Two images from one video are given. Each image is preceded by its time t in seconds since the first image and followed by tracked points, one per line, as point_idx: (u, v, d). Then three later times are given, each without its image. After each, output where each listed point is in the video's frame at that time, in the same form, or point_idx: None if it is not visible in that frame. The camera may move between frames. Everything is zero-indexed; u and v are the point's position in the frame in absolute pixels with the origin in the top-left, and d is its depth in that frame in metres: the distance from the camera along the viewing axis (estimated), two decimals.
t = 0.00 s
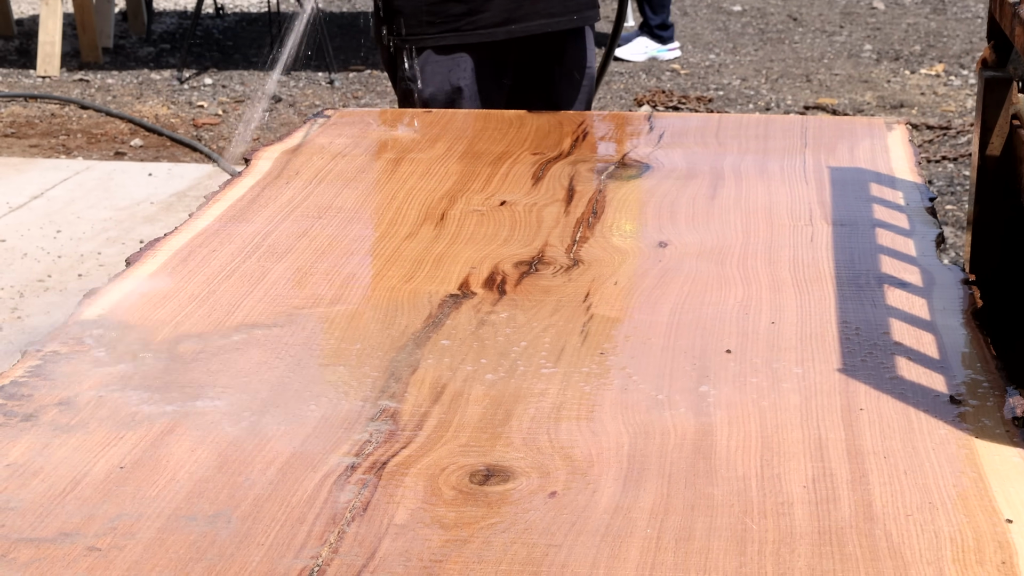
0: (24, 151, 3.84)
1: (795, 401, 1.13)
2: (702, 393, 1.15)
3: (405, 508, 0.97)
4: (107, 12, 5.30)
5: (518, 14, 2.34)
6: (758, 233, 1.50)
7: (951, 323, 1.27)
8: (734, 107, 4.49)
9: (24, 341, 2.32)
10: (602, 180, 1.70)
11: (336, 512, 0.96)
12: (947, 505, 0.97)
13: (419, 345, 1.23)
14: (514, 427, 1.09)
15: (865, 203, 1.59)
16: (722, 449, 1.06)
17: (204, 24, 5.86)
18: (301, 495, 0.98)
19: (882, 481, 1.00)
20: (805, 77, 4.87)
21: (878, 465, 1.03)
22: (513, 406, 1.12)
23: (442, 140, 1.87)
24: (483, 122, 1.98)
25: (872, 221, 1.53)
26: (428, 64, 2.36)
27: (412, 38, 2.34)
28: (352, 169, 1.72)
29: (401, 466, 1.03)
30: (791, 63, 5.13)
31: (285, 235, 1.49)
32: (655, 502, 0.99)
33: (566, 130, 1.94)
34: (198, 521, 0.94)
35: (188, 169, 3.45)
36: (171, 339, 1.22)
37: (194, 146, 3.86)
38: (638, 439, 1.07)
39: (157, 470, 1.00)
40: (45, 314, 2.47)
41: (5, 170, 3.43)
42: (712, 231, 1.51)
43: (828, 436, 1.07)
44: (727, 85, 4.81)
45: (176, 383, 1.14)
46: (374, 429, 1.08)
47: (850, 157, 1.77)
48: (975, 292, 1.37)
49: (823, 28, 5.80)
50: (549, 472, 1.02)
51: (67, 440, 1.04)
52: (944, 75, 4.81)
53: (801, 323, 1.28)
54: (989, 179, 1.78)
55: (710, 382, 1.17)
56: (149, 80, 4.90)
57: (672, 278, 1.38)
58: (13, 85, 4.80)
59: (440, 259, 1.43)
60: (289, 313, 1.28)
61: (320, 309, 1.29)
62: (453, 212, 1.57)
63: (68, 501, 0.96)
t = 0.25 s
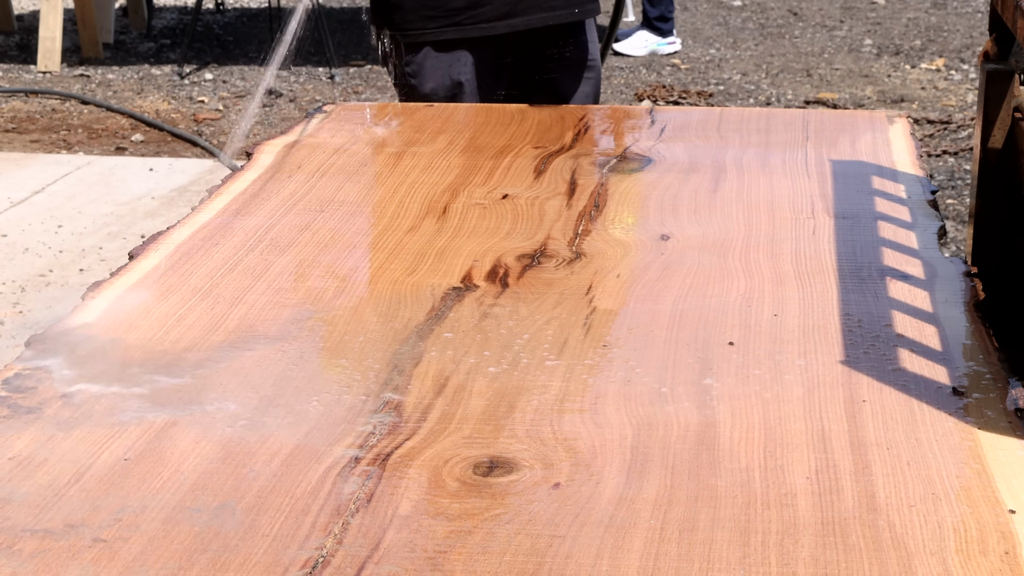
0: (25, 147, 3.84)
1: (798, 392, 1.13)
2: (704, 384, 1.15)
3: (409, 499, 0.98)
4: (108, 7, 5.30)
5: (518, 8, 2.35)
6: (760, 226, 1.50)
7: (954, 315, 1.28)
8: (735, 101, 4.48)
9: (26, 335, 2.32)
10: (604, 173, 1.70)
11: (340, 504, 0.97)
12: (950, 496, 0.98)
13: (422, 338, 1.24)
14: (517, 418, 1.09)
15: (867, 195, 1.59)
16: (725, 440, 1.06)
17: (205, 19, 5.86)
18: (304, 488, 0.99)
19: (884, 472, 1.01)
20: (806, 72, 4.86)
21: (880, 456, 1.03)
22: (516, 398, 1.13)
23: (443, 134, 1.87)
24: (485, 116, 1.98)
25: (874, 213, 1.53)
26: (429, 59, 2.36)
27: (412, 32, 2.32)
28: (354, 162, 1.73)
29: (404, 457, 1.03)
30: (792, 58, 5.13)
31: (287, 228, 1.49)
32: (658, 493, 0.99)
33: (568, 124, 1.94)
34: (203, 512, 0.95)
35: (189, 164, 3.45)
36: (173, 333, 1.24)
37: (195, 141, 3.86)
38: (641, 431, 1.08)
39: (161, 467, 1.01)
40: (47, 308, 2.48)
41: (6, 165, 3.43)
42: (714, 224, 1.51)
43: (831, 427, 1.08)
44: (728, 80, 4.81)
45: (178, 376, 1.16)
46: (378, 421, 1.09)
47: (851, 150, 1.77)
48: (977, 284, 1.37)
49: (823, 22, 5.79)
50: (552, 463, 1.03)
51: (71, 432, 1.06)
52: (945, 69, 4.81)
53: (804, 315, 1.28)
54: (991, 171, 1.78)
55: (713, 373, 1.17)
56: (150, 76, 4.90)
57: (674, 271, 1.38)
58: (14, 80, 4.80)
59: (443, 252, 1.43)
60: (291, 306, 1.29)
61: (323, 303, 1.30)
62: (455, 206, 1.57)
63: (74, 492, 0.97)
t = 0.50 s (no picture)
0: (25, 142, 3.84)
1: (797, 385, 1.13)
2: (704, 377, 1.15)
3: (410, 491, 0.98)
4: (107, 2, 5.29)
5: (514, 3, 2.32)
6: (759, 220, 1.50)
7: (953, 308, 1.28)
8: (734, 97, 4.48)
9: (25, 330, 2.32)
10: (604, 168, 1.70)
11: (341, 495, 0.97)
12: (949, 488, 0.98)
13: (422, 331, 1.24)
14: (517, 410, 1.10)
15: (866, 189, 1.59)
16: (725, 432, 1.06)
17: (204, 15, 5.86)
18: (305, 480, 0.99)
19: (883, 464, 1.01)
20: (805, 68, 4.86)
21: (880, 448, 1.03)
22: (516, 391, 1.13)
23: (443, 128, 1.87)
24: (485, 110, 1.99)
25: (874, 207, 1.53)
26: (424, 55, 2.37)
27: (407, 28, 2.34)
28: (353, 157, 1.73)
29: (404, 449, 1.04)
30: (791, 53, 5.13)
31: (287, 222, 1.49)
32: (658, 484, 0.99)
33: (567, 118, 1.94)
34: (204, 504, 0.96)
35: (189, 160, 3.45)
36: (174, 327, 1.24)
37: (195, 136, 3.86)
38: (641, 423, 1.08)
39: (163, 458, 1.02)
40: (46, 304, 2.48)
41: (6, 161, 3.43)
42: (714, 218, 1.52)
43: (830, 420, 1.08)
44: (727, 76, 4.81)
45: (180, 369, 1.16)
46: (378, 414, 1.09)
47: (851, 144, 1.77)
48: (976, 277, 1.37)
49: (822, 18, 5.79)
50: (553, 455, 1.03)
51: (72, 424, 1.06)
52: (944, 65, 4.81)
53: (803, 309, 1.28)
54: (990, 165, 1.79)
55: (713, 366, 1.17)
56: (149, 71, 4.90)
57: (674, 265, 1.39)
58: (13, 76, 4.80)
59: (442, 246, 1.43)
60: (291, 300, 1.29)
61: (322, 296, 1.30)
62: (454, 200, 1.57)
63: (75, 485, 0.98)
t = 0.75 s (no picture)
0: (25, 138, 3.84)
1: (798, 373, 1.14)
2: (705, 366, 1.16)
3: (412, 478, 0.99)
4: None
5: None
6: (760, 211, 1.51)
7: (953, 298, 1.28)
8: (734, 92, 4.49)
9: (26, 324, 2.32)
10: (604, 160, 1.71)
11: (344, 483, 0.98)
12: (949, 475, 0.98)
13: (424, 322, 1.24)
14: (519, 399, 1.10)
15: (867, 181, 1.59)
16: (726, 420, 1.07)
17: (204, 11, 5.86)
18: (308, 467, 1.00)
19: (884, 451, 1.01)
20: (804, 63, 4.87)
21: (881, 436, 1.04)
22: (518, 380, 1.13)
23: (444, 121, 1.87)
24: (485, 103, 1.99)
25: (874, 198, 1.54)
26: (420, 50, 2.38)
27: (403, 23, 2.34)
28: (355, 149, 1.73)
29: (407, 437, 1.04)
30: (790, 49, 5.13)
31: (288, 214, 1.49)
32: (660, 472, 1.00)
33: (568, 111, 1.94)
34: (208, 492, 0.96)
35: (189, 155, 3.45)
36: (176, 318, 1.24)
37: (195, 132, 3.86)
38: (643, 412, 1.08)
39: (166, 447, 1.02)
40: (47, 298, 2.48)
41: (6, 156, 3.43)
42: (715, 209, 1.52)
43: (831, 408, 1.08)
44: (727, 71, 4.81)
45: (182, 359, 1.16)
46: (380, 403, 1.10)
47: (851, 136, 1.78)
48: (976, 268, 1.38)
49: (822, 14, 5.80)
50: (555, 443, 1.03)
51: (75, 414, 1.07)
52: (943, 60, 4.81)
53: (804, 299, 1.28)
54: (990, 155, 1.79)
55: (714, 355, 1.17)
56: (149, 67, 4.90)
57: (674, 256, 1.39)
58: (13, 72, 4.80)
59: (444, 237, 1.43)
60: (293, 291, 1.30)
61: (324, 287, 1.31)
62: (456, 192, 1.57)
63: (79, 473, 0.98)
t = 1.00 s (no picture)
0: (25, 134, 3.84)
1: (797, 363, 1.14)
2: (704, 356, 1.16)
3: (413, 466, 0.99)
4: None
5: None
6: (759, 203, 1.51)
7: (951, 289, 1.29)
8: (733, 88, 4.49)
9: (26, 319, 2.33)
10: (603, 153, 1.71)
11: (346, 471, 0.99)
12: (947, 463, 0.99)
13: (424, 312, 1.25)
14: (519, 389, 1.11)
15: (865, 173, 1.60)
16: (726, 409, 1.07)
17: (203, 7, 5.85)
18: (310, 456, 1.00)
19: (882, 439, 1.02)
20: (803, 59, 4.87)
21: (879, 425, 1.04)
22: (518, 370, 1.14)
23: (443, 115, 1.88)
24: (485, 97, 1.99)
25: (872, 191, 1.54)
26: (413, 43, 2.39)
27: (397, 17, 2.35)
28: (355, 143, 1.74)
29: (408, 426, 1.05)
30: (789, 45, 5.14)
31: (289, 207, 1.50)
32: (660, 459, 1.00)
33: (567, 105, 1.94)
34: (210, 480, 0.97)
35: (188, 151, 3.45)
36: (178, 308, 1.25)
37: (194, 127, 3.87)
38: (642, 401, 1.09)
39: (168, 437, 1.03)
40: (47, 292, 2.48)
41: (6, 152, 3.44)
42: (714, 201, 1.52)
43: (830, 396, 1.09)
44: (726, 67, 4.81)
45: (184, 350, 1.17)
46: (381, 392, 1.10)
47: (849, 129, 1.78)
48: (974, 259, 1.38)
49: (820, 10, 5.80)
50: (555, 432, 1.04)
51: (78, 404, 1.07)
52: (942, 56, 4.81)
53: (802, 290, 1.29)
54: (988, 148, 1.79)
55: (713, 345, 1.18)
56: (148, 63, 4.90)
57: (674, 248, 1.39)
58: (12, 68, 4.80)
59: (444, 229, 1.44)
60: (294, 282, 1.30)
61: (324, 278, 1.31)
62: (455, 184, 1.58)
63: (82, 462, 0.99)
